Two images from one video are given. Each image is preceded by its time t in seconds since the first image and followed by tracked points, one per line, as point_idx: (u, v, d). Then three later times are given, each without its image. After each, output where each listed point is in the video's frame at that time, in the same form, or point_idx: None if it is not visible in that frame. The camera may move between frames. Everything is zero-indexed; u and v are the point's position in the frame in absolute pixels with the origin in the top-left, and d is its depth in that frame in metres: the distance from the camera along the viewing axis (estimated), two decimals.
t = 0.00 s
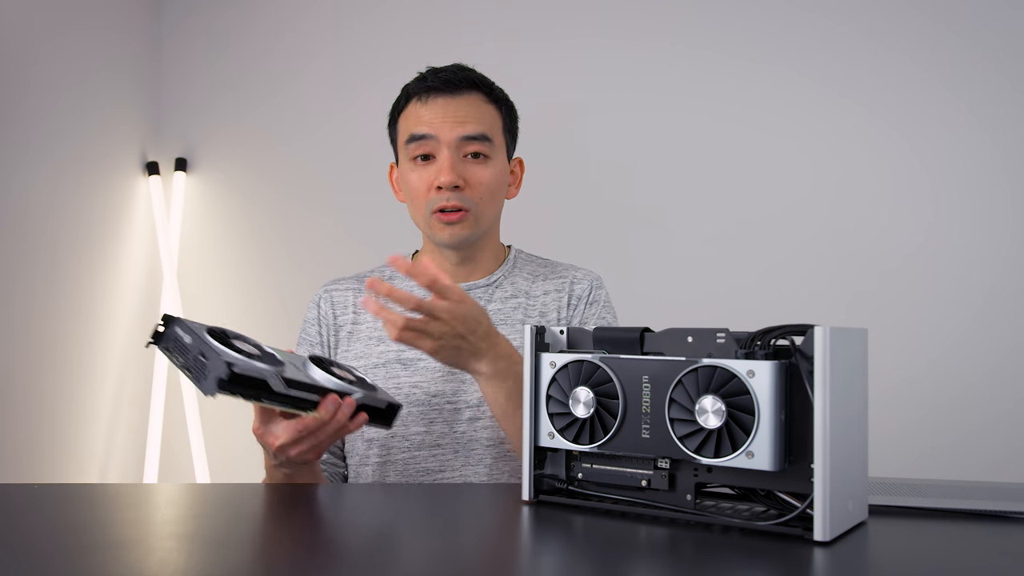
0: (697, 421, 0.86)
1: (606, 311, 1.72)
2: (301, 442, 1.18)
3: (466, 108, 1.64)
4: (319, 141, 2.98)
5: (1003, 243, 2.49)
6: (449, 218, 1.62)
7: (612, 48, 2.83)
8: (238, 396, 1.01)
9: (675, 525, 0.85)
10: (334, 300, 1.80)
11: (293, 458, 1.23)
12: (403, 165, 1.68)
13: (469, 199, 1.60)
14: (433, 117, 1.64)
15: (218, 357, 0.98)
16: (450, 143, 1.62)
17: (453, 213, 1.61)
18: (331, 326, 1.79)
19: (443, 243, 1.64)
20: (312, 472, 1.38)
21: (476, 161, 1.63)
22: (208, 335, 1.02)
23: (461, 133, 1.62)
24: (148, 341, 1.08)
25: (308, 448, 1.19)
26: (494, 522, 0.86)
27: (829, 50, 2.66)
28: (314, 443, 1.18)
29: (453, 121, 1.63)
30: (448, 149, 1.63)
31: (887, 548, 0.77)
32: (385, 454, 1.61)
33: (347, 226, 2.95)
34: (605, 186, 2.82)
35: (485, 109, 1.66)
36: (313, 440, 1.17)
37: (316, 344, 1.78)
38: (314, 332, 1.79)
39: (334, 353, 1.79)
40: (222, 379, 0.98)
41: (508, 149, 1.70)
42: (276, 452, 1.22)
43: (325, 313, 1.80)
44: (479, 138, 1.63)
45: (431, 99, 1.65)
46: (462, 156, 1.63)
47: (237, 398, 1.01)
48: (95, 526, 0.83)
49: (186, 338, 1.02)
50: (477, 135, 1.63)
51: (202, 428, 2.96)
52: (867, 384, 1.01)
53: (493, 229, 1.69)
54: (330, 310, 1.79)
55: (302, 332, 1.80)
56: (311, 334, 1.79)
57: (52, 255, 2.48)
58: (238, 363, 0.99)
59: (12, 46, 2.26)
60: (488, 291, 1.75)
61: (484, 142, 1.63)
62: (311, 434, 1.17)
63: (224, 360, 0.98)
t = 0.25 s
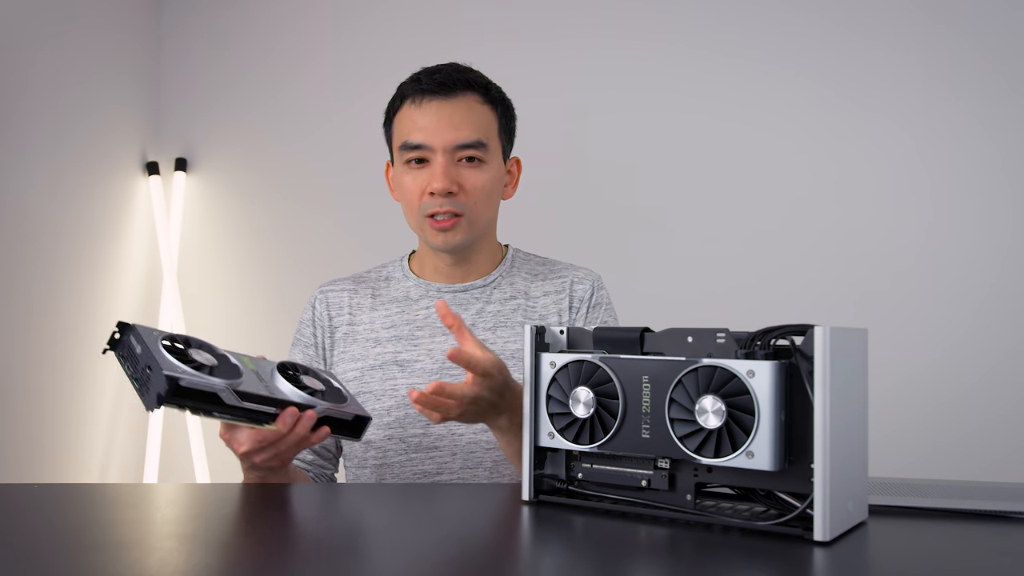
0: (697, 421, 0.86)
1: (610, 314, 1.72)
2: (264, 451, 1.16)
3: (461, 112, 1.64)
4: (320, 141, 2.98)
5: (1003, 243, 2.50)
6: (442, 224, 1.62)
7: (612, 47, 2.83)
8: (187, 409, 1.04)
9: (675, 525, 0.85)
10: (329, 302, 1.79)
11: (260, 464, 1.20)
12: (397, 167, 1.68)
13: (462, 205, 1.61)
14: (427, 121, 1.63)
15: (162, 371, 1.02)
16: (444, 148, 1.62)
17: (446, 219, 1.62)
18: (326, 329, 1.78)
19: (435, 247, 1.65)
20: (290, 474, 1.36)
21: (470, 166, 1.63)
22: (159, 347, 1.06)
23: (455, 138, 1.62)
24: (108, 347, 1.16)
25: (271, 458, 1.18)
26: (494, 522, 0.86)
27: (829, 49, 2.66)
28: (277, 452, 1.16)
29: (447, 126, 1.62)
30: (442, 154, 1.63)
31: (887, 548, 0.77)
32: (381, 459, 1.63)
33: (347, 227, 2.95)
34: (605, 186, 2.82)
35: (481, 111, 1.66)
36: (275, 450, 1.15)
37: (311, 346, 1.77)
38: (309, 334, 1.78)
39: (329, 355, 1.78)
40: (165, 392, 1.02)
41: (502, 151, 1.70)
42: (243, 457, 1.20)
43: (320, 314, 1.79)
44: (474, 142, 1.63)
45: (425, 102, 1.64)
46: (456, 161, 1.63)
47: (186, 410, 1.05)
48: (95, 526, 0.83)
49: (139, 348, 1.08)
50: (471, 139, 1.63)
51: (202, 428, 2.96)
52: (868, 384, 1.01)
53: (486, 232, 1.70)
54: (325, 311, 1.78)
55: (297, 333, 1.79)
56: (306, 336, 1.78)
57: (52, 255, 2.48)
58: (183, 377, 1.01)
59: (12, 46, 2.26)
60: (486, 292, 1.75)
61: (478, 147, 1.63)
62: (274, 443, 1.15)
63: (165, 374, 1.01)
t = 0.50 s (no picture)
0: (697, 421, 0.86)
1: (605, 307, 1.72)
2: (298, 460, 1.17)
3: (460, 104, 1.64)
4: (320, 141, 2.98)
5: (1003, 244, 2.49)
6: (434, 214, 1.63)
7: (612, 47, 2.83)
8: (236, 422, 1.05)
9: (675, 525, 0.85)
10: (327, 301, 1.79)
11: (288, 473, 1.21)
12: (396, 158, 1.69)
13: (455, 196, 1.62)
14: (425, 112, 1.63)
15: (215, 385, 1.02)
16: (441, 140, 1.63)
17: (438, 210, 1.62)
18: (324, 328, 1.79)
19: (428, 239, 1.66)
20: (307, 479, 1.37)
21: (466, 158, 1.63)
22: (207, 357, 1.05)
23: (453, 130, 1.62)
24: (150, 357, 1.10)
25: (305, 464, 1.18)
26: (494, 522, 0.86)
27: (830, 49, 2.66)
28: (311, 461, 1.17)
29: (445, 117, 1.63)
30: (438, 145, 1.63)
31: (887, 549, 0.77)
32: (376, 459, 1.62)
33: (347, 227, 2.95)
34: (605, 186, 2.82)
35: (480, 106, 1.65)
36: (309, 459, 1.16)
37: (310, 346, 1.78)
38: (307, 334, 1.79)
39: (327, 354, 1.79)
40: (219, 407, 1.02)
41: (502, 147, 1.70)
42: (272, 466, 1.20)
43: (318, 314, 1.79)
44: (470, 134, 1.63)
45: (425, 94, 1.64)
46: (452, 152, 1.63)
47: (235, 423, 1.05)
48: (95, 526, 0.83)
49: (185, 359, 1.06)
50: (468, 132, 1.63)
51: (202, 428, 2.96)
52: (867, 383, 1.01)
53: (483, 227, 1.69)
54: (323, 311, 1.78)
55: (296, 333, 1.80)
56: (305, 335, 1.79)
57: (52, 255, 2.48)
58: (236, 390, 1.02)
59: (12, 46, 2.26)
60: (482, 290, 1.74)
61: (475, 139, 1.63)
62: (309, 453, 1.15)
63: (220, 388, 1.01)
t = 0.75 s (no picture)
0: (697, 421, 0.86)
1: (605, 301, 1.72)
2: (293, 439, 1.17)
3: (465, 97, 1.66)
4: (320, 141, 2.98)
5: (1002, 245, 2.50)
6: (429, 199, 1.62)
7: (612, 47, 2.83)
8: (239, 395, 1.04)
9: (675, 525, 0.85)
10: (326, 297, 1.80)
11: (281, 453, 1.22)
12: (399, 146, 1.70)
13: (452, 182, 1.61)
14: (431, 101, 1.65)
15: (221, 356, 1.02)
16: (443, 128, 1.64)
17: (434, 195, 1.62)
18: (322, 324, 1.79)
19: (421, 226, 1.64)
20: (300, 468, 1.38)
21: (467, 149, 1.64)
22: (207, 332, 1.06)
23: (455, 119, 1.63)
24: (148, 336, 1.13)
25: (302, 443, 1.17)
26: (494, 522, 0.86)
27: (830, 49, 2.66)
28: (306, 440, 1.16)
29: (449, 107, 1.64)
30: (440, 133, 1.64)
31: (887, 548, 0.77)
32: (373, 454, 1.61)
33: (347, 227, 2.95)
34: (605, 186, 2.82)
35: (485, 100, 1.67)
36: (304, 438, 1.16)
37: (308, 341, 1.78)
38: (304, 329, 1.78)
39: (324, 350, 1.79)
40: (223, 378, 1.02)
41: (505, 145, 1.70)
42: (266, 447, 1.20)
43: (317, 310, 1.79)
44: (473, 125, 1.64)
45: (433, 86, 1.67)
46: (453, 142, 1.64)
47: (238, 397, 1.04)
48: (95, 526, 0.83)
49: (185, 334, 1.06)
50: (471, 123, 1.64)
51: (202, 428, 2.96)
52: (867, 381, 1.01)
53: (480, 222, 1.68)
54: (322, 307, 1.79)
55: (294, 328, 1.80)
56: (303, 330, 1.78)
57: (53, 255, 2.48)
58: (238, 362, 1.02)
59: (12, 47, 2.26)
60: (480, 286, 1.74)
61: (478, 131, 1.64)
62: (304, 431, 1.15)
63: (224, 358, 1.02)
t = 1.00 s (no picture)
0: (697, 421, 0.86)
1: (609, 311, 1.73)
2: (256, 454, 1.20)
3: (463, 116, 1.62)
4: (320, 141, 2.98)
5: (1002, 245, 2.50)
6: (434, 227, 1.61)
7: (611, 47, 2.83)
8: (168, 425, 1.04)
9: (675, 525, 0.85)
10: (330, 299, 1.79)
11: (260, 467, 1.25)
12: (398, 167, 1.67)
13: (456, 210, 1.60)
14: (428, 123, 1.62)
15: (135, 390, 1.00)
16: (443, 152, 1.61)
17: (440, 222, 1.61)
18: (327, 326, 1.78)
19: (428, 250, 1.65)
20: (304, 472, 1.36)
21: (468, 172, 1.62)
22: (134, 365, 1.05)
23: (455, 143, 1.61)
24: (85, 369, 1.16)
25: (267, 458, 1.21)
26: (493, 522, 0.86)
27: (829, 50, 2.66)
28: (268, 454, 1.19)
29: (447, 130, 1.61)
30: (440, 158, 1.61)
31: (886, 548, 0.78)
32: (376, 454, 1.62)
33: (348, 227, 2.95)
34: (605, 186, 2.82)
35: (483, 117, 1.64)
36: (266, 452, 1.18)
37: (314, 343, 1.78)
38: (311, 331, 1.79)
39: (330, 351, 1.78)
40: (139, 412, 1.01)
41: (505, 158, 1.68)
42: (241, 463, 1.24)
43: (321, 312, 1.79)
44: (473, 148, 1.61)
45: (429, 105, 1.63)
46: (454, 166, 1.62)
47: (168, 426, 1.04)
48: (95, 526, 0.83)
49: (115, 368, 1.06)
50: (471, 145, 1.61)
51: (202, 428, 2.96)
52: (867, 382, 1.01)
53: (484, 240, 1.68)
54: (326, 308, 1.78)
55: (301, 331, 1.80)
56: (309, 333, 1.79)
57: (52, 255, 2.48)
58: (160, 394, 1.01)
59: (12, 47, 2.26)
60: (485, 291, 1.74)
61: (478, 153, 1.62)
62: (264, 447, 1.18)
63: (139, 393, 1.00)
